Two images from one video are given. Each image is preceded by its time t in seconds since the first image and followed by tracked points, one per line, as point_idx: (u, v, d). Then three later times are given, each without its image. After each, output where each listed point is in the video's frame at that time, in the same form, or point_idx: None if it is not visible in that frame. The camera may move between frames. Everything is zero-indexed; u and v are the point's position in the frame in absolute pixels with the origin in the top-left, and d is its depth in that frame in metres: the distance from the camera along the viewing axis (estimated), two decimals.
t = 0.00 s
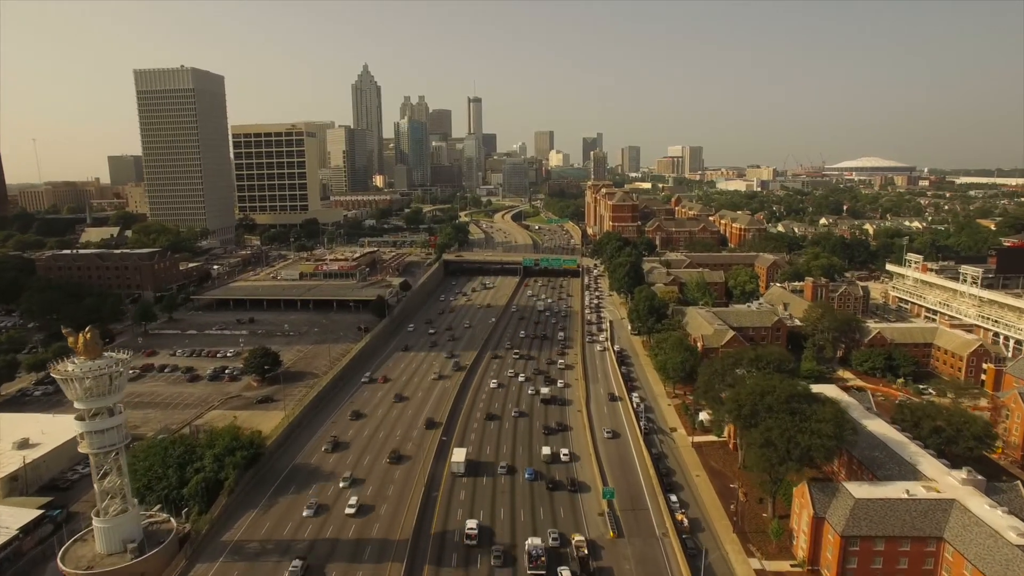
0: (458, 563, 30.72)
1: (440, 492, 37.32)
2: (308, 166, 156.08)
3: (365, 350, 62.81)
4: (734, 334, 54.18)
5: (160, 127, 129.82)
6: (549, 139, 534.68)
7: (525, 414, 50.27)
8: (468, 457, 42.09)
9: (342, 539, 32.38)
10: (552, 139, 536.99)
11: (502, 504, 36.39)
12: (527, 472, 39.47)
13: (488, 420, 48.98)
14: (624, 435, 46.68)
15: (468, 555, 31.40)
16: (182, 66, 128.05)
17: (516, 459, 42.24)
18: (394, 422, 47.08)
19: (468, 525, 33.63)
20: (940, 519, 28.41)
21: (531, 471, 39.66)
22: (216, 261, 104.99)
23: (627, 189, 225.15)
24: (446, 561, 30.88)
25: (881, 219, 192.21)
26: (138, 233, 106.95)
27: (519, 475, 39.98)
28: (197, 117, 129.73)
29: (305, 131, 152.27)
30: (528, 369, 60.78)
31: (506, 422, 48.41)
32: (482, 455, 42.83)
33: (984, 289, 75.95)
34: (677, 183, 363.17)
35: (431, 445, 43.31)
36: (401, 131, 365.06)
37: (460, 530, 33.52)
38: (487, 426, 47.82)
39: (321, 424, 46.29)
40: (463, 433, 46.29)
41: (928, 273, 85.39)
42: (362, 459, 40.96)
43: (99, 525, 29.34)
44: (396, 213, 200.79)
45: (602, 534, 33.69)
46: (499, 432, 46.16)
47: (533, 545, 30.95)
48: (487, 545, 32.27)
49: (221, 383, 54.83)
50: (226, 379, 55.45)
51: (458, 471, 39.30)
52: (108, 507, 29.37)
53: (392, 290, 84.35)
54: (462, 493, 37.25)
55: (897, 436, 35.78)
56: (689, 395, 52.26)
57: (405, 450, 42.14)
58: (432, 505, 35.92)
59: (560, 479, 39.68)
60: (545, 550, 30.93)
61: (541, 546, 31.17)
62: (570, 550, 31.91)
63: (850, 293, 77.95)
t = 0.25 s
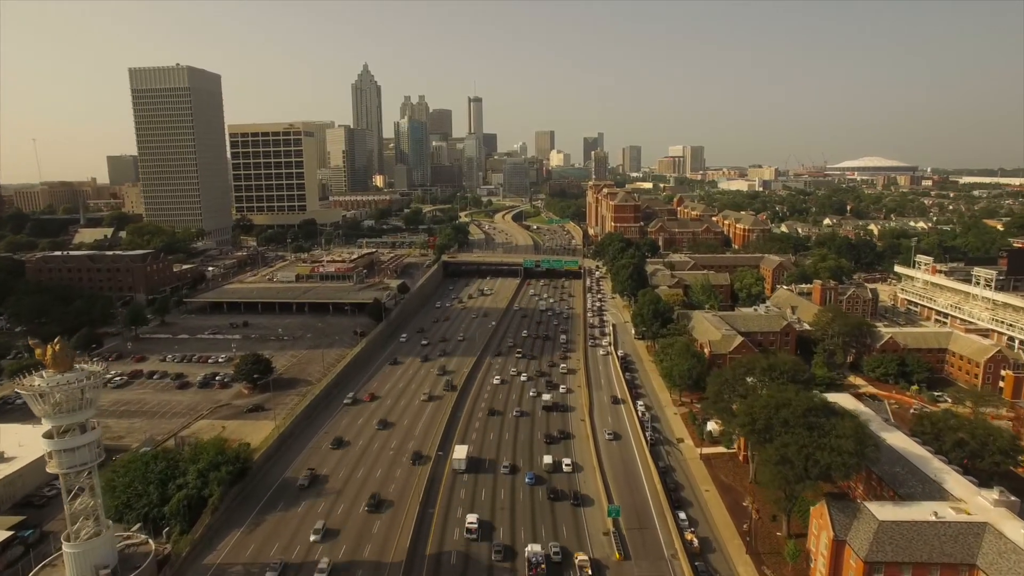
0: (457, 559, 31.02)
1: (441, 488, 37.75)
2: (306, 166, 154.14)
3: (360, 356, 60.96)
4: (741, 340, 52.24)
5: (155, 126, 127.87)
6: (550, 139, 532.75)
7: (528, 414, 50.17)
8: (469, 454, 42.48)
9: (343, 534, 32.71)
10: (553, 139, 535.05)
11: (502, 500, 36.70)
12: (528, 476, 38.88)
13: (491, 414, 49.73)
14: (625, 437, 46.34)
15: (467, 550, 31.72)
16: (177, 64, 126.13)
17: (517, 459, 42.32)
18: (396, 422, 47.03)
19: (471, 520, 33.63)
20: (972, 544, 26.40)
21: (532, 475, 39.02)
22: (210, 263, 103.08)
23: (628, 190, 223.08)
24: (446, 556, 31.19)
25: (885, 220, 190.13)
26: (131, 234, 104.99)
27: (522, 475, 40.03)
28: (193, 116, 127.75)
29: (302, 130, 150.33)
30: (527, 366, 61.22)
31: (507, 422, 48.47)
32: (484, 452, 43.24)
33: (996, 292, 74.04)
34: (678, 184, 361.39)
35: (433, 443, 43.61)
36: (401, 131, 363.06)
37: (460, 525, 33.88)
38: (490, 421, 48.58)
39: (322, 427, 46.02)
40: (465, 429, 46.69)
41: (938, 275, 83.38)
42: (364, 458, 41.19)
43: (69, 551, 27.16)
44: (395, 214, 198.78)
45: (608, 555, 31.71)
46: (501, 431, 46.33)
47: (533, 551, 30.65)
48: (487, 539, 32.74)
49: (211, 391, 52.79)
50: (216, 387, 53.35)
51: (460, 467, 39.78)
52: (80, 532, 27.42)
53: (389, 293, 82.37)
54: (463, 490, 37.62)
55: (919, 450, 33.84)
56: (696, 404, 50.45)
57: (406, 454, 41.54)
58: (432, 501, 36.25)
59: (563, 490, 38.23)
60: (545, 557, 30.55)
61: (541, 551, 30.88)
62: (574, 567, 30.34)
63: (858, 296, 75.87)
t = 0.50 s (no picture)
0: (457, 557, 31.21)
1: (443, 485, 38.23)
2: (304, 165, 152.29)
3: (355, 361, 59.04)
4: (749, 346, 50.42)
5: (151, 125, 126.11)
6: (551, 139, 530.88)
7: (530, 412, 50.23)
8: (471, 452, 42.94)
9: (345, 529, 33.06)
10: (553, 139, 533.22)
11: (503, 497, 37.09)
12: (528, 480, 38.31)
13: (494, 410, 50.48)
14: (627, 439, 45.75)
15: (466, 546, 32.07)
16: (173, 62, 124.35)
17: (517, 457, 42.49)
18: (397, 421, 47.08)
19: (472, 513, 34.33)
20: (1010, 572, 24.43)
21: (533, 479, 38.43)
22: (205, 264, 101.23)
23: (631, 190, 221.21)
24: (446, 553, 31.50)
25: (890, 220, 188.07)
26: (125, 235, 103.08)
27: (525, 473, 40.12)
28: (189, 115, 125.97)
29: (300, 130, 148.54)
30: (527, 363, 61.60)
31: (508, 420, 48.60)
32: (485, 449, 43.69)
33: (1010, 295, 72.03)
34: (680, 183, 359.17)
35: (435, 440, 43.95)
36: (401, 130, 360.96)
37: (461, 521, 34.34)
38: (493, 416, 49.28)
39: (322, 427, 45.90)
40: (467, 427, 47.16)
41: (948, 277, 81.42)
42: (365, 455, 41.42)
43: None
44: (394, 214, 197.01)
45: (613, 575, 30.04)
46: (502, 429, 46.59)
47: (533, 557, 30.34)
48: (486, 533, 33.24)
49: (200, 399, 50.81)
50: (206, 395, 51.43)
51: (461, 464, 40.29)
52: (45, 558, 24.51)
53: (387, 295, 80.55)
54: (464, 487, 38.06)
55: (944, 467, 31.79)
56: (703, 413, 48.61)
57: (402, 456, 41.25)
58: (433, 499, 36.57)
59: (565, 501, 36.87)
60: (545, 564, 30.30)
61: (541, 559, 30.51)
62: None
63: (867, 299, 73.67)
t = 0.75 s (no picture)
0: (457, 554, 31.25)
1: (445, 480, 38.64)
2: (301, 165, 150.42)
3: (350, 366, 57.14)
4: (759, 353, 48.45)
5: (146, 124, 124.21)
6: (551, 139, 529.14)
7: (531, 412, 50.24)
8: (472, 448, 43.27)
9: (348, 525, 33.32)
10: (554, 139, 531.44)
11: (504, 494, 37.23)
12: (530, 484, 37.59)
13: (496, 406, 51.10)
14: (630, 441, 45.08)
15: (467, 543, 32.23)
16: (168, 60, 122.45)
17: (519, 456, 42.47)
18: (398, 421, 47.14)
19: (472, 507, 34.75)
20: None
21: (534, 483, 37.72)
22: (200, 266, 99.29)
23: (632, 190, 219.27)
24: (447, 550, 31.62)
25: (894, 221, 186.12)
26: (118, 236, 101.11)
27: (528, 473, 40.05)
28: (184, 114, 124.08)
29: (298, 129, 146.72)
30: (528, 362, 61.84)
31: (510, 419, 48.59)
32: (486, 446, 43.97)
33: None
34: (681, 183, 357.25)
35: (436, 437, 44.18)
36: (401, 130, 359.06)
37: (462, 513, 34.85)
38: (495, 413, 49.71)
39: (322, 432, 45.03)
40: (469, 424, 47.47)
41: (960, 280, 79.46)
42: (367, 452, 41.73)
43: None
44: (393, 215, 195.08)
45: None
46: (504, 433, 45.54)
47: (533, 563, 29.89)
48: (486, 527, 33.65)
49: (188, 408, 48.82)
50: (194, 403, 49.51)
51: (462, 461, 40.55)
52: None
53: (384, 298, 78.62)
54: (465, 482, 38.34)
55: (972, 485, 29.82)
56: (711, 423, 46.66)
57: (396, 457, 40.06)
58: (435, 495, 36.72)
59: (568, 514, 35.35)
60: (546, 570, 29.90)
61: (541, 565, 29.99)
62: None
63: (875, 302, 71.67)
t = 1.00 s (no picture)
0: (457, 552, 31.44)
1: (447, 477, 38.96)
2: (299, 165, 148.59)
3: (346, 371, 55.19)
4: (769, 360, 46.59)
5: (141, 123, 122.32)
6: (551, 138, 527.24)
7: (534, 410, 50.22)
8: (475, 445, 43.63)
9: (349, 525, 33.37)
10: (554, 139, 529.51)
11: (505, 492, 37.44)
12: (531, 488, 36.94)
13: (500, 401, 51.70)
14: (632, 444, 44.48)
15: (467, 540, 32.47)
16: (163, 58, 120.53)
17: (522, 455, 42.45)
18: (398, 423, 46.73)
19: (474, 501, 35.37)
20: None
21: (535, 488, 36.99)
22: (194, 268, 97.36)
23: (633, 190, 217.38)
24: (447, 549, 31.70)
25: (898, 221, 184.26)
26: (111, 237, 99.14)
27: (531, 473, 39.93)
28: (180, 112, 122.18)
29: (296, 128, 144.91)
30: (532, 362, 61.56)
31: (513, 418, 48.44)
32: (489, 443, 44.28)
33: None
34: (683, 183, 355.32)
35: (438, 437, 44.17)
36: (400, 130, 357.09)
37: (463, 512, 35.08)
38: (497, 415, 49.00)
39: (315, 441, 43.47)
40: (472, 427, 46.56)
41: (971, 282, 77.70)
42: (367, 454, 41.65)
43: None
44: (392, 215, 193.20)
45: None
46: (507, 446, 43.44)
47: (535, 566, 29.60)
48: (488, 521, 34.21)
49: (176, 417, 46.88)
50: (182, 412, 47.57)
51: (465, 458, 40.90)
52: None
53: (381, 301, 76.72)
54: (467, 480, 38.63)
55: (1005, 505, 27.90)
56: (719, 433, 44.79)
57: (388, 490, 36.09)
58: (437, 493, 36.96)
59: (572, 529, 33.85)
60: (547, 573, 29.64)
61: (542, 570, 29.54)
62: None
63: (886, 304, 69.46)
